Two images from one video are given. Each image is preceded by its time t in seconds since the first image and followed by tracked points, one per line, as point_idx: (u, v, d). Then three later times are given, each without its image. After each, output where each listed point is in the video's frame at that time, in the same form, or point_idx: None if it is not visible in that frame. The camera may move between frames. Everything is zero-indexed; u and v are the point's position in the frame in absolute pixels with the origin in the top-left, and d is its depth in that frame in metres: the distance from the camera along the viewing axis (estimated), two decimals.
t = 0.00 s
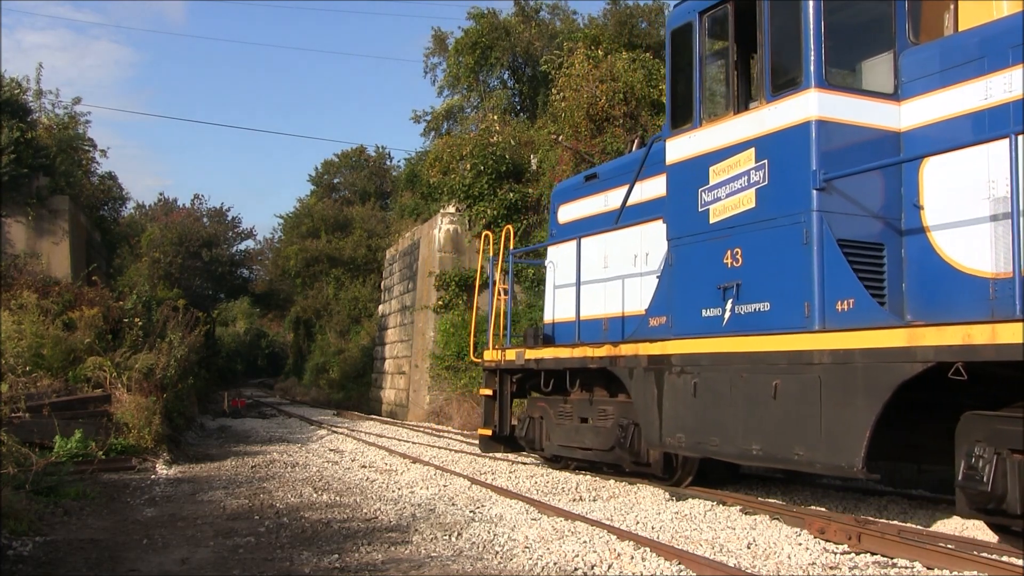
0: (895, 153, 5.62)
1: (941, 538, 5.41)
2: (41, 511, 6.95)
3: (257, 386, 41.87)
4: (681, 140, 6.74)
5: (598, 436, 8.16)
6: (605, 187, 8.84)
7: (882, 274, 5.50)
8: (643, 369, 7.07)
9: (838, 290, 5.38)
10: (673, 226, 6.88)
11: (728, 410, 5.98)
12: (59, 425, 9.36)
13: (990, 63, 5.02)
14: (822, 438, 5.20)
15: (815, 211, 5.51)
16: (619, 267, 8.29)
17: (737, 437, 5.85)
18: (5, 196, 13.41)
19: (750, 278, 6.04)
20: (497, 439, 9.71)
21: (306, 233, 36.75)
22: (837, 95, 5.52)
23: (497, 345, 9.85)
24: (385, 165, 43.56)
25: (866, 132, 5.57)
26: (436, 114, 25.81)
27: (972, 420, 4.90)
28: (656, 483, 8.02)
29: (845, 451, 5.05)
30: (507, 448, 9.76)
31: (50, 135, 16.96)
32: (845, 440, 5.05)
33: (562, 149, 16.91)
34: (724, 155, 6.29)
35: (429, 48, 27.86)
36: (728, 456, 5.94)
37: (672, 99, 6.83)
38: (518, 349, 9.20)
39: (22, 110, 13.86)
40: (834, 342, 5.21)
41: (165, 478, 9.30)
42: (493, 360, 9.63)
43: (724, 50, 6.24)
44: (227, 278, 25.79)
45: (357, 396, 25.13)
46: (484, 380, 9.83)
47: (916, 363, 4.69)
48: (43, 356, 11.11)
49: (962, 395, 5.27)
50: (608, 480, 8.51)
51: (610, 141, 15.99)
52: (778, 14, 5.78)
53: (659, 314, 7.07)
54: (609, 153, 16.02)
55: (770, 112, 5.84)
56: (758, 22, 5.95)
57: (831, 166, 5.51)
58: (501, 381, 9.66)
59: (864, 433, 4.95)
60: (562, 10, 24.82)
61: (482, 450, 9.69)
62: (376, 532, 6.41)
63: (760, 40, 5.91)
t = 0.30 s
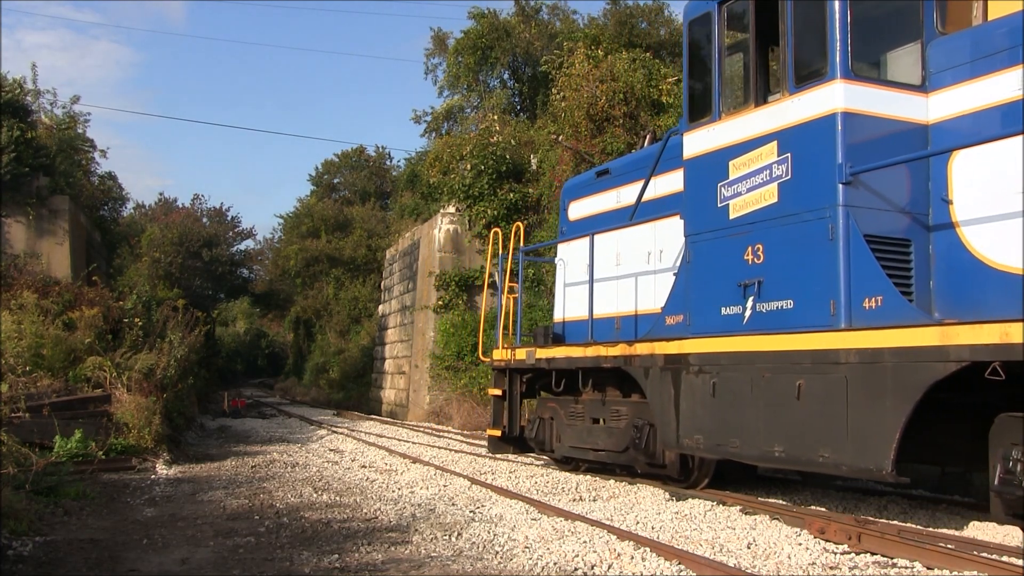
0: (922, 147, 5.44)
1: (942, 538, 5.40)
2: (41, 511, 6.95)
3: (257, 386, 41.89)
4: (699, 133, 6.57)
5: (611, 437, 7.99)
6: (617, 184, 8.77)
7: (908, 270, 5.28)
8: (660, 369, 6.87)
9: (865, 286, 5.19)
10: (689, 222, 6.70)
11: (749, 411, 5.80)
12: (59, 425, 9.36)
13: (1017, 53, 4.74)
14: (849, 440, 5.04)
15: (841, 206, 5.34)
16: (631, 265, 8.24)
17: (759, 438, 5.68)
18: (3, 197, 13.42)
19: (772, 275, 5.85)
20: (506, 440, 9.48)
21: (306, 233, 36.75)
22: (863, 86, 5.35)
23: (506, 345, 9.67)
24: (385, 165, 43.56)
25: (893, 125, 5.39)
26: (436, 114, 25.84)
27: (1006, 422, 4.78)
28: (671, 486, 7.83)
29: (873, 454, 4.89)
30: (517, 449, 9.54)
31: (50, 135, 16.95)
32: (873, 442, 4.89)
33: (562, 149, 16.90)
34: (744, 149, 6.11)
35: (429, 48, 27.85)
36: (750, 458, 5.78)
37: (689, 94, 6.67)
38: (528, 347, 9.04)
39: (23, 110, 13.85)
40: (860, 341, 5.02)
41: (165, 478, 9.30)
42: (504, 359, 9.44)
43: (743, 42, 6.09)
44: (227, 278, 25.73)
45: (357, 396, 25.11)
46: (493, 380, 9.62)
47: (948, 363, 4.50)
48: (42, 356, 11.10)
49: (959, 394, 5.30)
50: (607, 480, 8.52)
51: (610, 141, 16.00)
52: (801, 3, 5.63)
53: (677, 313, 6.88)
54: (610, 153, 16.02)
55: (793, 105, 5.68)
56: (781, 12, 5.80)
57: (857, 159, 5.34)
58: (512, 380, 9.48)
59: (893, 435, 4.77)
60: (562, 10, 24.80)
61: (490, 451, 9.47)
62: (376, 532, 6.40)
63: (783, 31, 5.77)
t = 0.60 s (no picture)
0: (950, 140, 5.19)
1: (942, 539, 5.40)
2: (41, 511, 6.95)
3: (257, 386, 41.91)
4: (716, 127, 6.26)
5: (624, 438, 7.68)
6: (629, 180, 8.53)
7: (937, 267, 5.00)
8: (677, 369, 6.50)
9: (893, 284, 4.89)
10: (706, 218, 6.39)
11: (770, 413, 5.47)
12: (59, 425, 9.35)
13: None
14: (877, 443, 4.73)
15: (868, 200, 5.05)
16: (644, 262, 7.92)
17: (780, 441, 5.37)
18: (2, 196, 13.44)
19: (795, 273, 5.54)
20: (515, 441, 9.25)
21: (306, 233, 36.75)
22: (890, 77, 5.09)
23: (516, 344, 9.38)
24: (385, 165, 43.59)
25: (920, 117, 5.14)
26: (436, 114, 25.91)
27: None
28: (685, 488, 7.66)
29: (904, 455, 4.57)
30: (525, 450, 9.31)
31: (51, 135, 16.95)
32: (903, 443, 4.59)
33: (562, 149, 16.88)
34: (765, 142, 5.80)
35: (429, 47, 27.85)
36: (773, 461, 5.43)
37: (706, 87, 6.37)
38: (538, 347, 8.75)
39: (23, 109, 13.84)
40: (889, 339, 4.72)
41: (165, 478, 9.29)
42: (513, 359, 9.19)
43: (761, 33, 5.81)
44: (227, 278, 25.69)
45: (357, 396, 25.11)
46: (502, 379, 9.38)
47: (983, 363, 4.22)
48: (42, 356, 11.09)
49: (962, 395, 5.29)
50: (607, 480, 8.52)
51: (610, 141, 15.99)
52: None
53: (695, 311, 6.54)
54: (610, 153, 16.00)
55: (817, 96, 5.38)
56: None
57: (884, 152, 5.07)
58: (521, 381, 9.23)
59: (925, 435, 4.47)
60: (562, 10, 24.79)
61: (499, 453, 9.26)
62: (376, 532, 6.41)
63: (804, 19, 5.48)
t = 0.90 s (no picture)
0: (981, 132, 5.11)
1: (942, 539, 5.40)
2: (41, 511, 6.95)
3: (257, 386, 41.91)
4: (735, 121, 6.11)
5: (638, 440, 7.56)
6: (641, 176, 8.48)
7: (967, 263, 4.92)
8: (694, 369, 6.33)
9: (923, 281, 4.72)
10: (726, 214, 6.23)
11: (794, 414, 5.27)
12: (59, 425, 9.36)
13: None
14: (905, 445, 4.52)
15: (896, 195, 4.90)
16: (657, 260, 7.84)
17: (804, 443, 5.16)
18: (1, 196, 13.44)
19: (819, 269, 5.36)
20: (525, 442, 8.99)
21: (306, 233, 36.73)
22: (918, 68, 4.97)
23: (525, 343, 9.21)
24: (385, 165, 43.55)
25: (950, 110, 5.05)
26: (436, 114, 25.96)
27: None
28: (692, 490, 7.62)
29: (934, 458, 4.36)
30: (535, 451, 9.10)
31: (50, 135, 16.92)
32: (933, 446, 4.37)
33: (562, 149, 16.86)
34: (787, 136, 5.63)
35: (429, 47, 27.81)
36: (795, 464, 5.23)
37: (724, 80, 6.22)
38: (550, 346, 8.58)
39: (23, 109, 13.81)
40: (919, 339, 4.51)
41: (165, 478, 9.29)
42: (523, 359, 9.02)
43: (780, 25, 5.69)
44: (227, 278, 25.68)
45: (357, 396, 25.08)
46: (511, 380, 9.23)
47: (1019, 363, 4.01)
48: (42, 356, 11.09)
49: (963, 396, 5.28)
50: (607, 480, 8.52)
51: (610, 141, 15.95)
52: None
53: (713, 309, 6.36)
54: (610, 153, 15.96)
55: (841, 89, 5.23)
56: None
57: (912, 145, 4.93)
58: (531, 381, 9.05)
59: (957, 438, 4.25)
60: (562, 10, 24.76)
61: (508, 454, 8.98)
62: (376, 532, 6.41)
63: (828, 9, 5.33)
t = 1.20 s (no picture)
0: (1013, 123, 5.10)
1: (942, 539, 5.40)
2: (41, 511, 6.95)
3: (257, 386, 41.95)
4: (755, 114, 5.95)
5: (652, 441, 7.37)
6: (654, 172, 8.40)
7: (999, 257, 4.91)
8: (711, 369, 6.15)
9: (954, 277, 4.62)
10: (743, 210, 6.06)
11: (818, 415, 5.11)
12: (59, 425, 9.36)
13: None
14: (935, 448, 4.38)
15: (926, 188, 4.80)
16: (671, 257, 7.73)
17: (828, 444, 5.01)
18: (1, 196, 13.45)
19: (844, 266, 5.23)
20: (535, 443, 8.76)
21: (306, 233, 36.73)
22: (949, 58, 4.87)
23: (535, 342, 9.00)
24: (385, 165, 43.54)
25: (982, 100, 5.01)
26: (436, 114, 26.00)
27: None
28: (694, 490, 7.60)
29: (966, 460, 4.24)
30: (545, 452, 8.83)
31: (51, 135, 16.93)
32: (965, 448, 4.24)
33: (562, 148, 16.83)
34: (810, 128, 5.49)
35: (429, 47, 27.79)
36: (819, 466, 5.09)
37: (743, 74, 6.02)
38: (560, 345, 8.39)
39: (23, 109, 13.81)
40: (950, 337, 4.36)
41: (165, 478, 9.30)
42: (532, 357, 8.82)
43: (802, 16, 5.53)
44: (227, 278, 25.67)
45: (357, 396, 25.09)
46: (520, 379, 8.99)
47: None
48: (42, 356, 11.09)
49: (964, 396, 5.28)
50: (607, 480, 8.51)
51: (610, 141, 15.93)
52: None
53: (732, 308, 6.22)
54: (610, 153, 15.93)
55: (868, 80, 5.11)
56: None
57: (943, 137, 4.85)
58: (541, 380, 8.81)
59: (992, 441, 4.12)
60: (563, 10, 24.75)
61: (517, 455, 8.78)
62: (376, 532, 6.41)
63: None
